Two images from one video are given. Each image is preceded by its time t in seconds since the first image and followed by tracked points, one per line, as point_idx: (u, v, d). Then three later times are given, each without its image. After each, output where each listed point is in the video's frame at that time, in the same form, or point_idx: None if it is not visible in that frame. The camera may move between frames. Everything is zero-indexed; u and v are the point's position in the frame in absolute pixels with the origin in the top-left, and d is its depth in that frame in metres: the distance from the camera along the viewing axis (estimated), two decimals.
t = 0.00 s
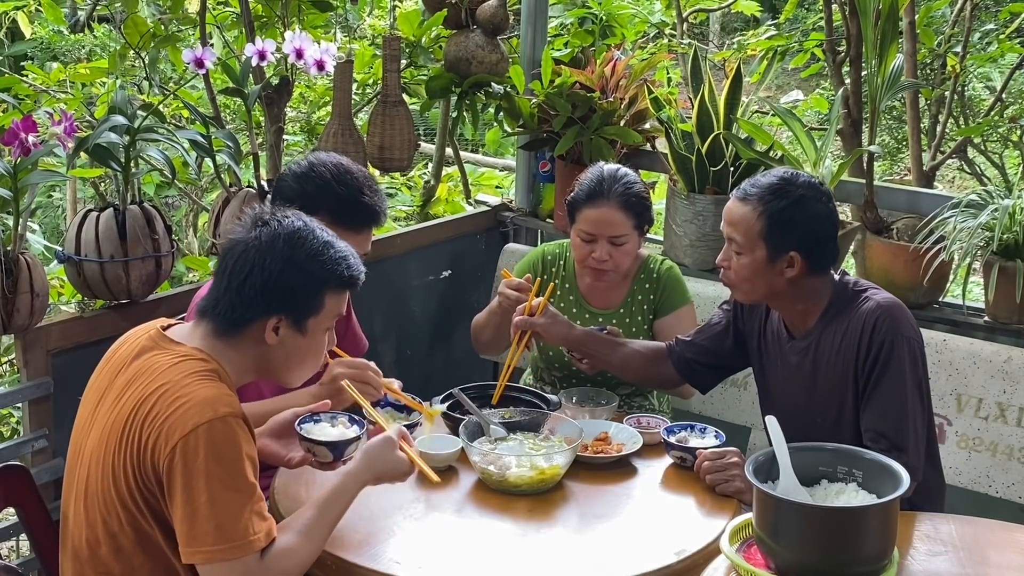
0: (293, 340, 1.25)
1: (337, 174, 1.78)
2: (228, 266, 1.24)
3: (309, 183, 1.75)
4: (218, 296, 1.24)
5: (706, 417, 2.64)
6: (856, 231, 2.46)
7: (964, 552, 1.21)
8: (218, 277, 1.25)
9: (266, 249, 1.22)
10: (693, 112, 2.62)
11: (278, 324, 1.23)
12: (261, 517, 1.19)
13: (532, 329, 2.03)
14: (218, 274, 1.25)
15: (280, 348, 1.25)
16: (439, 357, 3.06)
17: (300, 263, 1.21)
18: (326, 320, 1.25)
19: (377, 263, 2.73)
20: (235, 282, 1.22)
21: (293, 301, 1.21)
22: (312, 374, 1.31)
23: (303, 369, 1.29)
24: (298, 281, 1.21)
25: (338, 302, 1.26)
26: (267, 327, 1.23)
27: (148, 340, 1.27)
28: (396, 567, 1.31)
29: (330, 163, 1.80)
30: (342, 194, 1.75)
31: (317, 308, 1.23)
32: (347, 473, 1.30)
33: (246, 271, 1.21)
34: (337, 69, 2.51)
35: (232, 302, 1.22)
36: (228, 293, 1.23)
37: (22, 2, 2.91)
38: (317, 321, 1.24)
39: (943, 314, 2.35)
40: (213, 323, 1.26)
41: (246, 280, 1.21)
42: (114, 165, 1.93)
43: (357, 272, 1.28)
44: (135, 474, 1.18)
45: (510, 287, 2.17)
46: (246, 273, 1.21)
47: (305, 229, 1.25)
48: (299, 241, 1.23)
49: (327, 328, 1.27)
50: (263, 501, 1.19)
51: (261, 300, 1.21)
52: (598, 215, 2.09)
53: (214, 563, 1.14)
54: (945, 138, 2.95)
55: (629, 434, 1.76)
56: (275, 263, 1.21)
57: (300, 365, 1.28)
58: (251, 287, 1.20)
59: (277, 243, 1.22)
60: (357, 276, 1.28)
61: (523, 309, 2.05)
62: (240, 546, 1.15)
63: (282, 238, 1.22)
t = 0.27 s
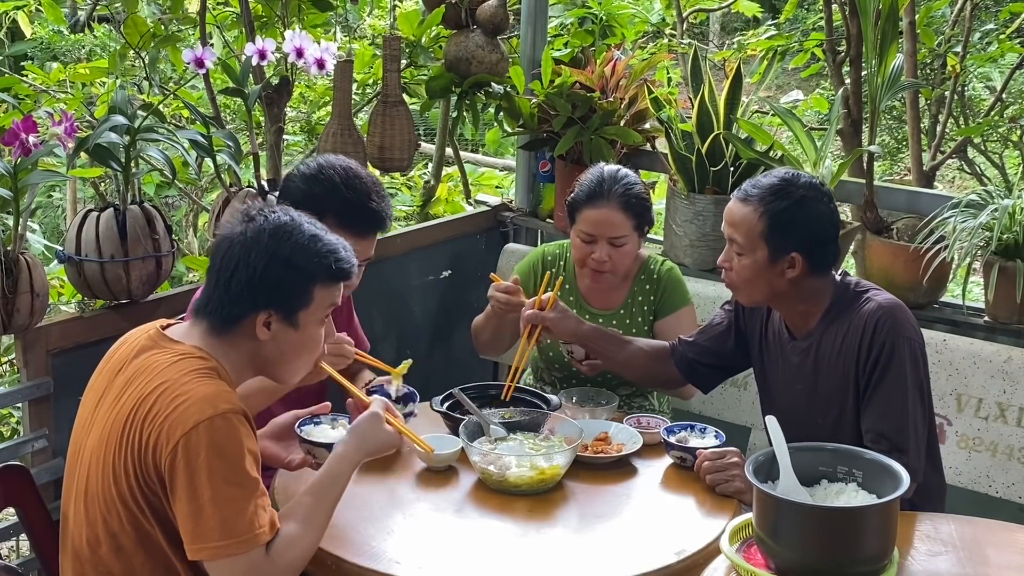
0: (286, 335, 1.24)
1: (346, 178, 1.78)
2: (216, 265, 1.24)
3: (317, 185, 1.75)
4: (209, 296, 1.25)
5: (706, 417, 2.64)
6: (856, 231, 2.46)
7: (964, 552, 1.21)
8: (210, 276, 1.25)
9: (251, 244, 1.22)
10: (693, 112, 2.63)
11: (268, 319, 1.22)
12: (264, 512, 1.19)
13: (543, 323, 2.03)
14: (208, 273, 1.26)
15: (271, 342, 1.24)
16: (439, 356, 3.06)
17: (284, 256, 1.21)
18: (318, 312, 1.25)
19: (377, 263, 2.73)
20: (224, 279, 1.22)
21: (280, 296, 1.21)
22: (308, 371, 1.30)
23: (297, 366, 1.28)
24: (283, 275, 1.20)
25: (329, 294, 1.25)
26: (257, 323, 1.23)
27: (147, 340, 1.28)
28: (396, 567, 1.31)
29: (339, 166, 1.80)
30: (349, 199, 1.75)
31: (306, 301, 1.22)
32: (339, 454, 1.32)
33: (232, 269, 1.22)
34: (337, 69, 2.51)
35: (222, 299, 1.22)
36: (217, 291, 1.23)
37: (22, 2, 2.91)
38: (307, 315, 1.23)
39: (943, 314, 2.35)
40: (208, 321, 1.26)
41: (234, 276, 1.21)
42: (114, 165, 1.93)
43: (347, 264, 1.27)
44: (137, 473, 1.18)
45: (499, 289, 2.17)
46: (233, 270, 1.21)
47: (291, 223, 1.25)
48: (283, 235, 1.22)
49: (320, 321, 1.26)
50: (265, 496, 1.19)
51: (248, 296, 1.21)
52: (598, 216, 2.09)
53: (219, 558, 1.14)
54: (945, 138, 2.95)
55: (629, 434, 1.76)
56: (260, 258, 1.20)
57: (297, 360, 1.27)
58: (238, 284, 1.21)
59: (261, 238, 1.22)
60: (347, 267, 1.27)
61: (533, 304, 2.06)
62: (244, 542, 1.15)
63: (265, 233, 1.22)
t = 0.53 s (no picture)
0: (264, 320, 1.24)
1: (349, 179, 1.78)
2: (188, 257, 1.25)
3: (320, 185, 1.75)
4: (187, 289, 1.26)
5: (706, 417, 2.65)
6: (856, 231, 2.46)
7: (964, 552, 1.21)
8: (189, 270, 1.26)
9: (216, 233, 1.22)
10: (693, 112, 2.63)
11: (243, 305, 1.22)
12: (261, 513, 1.19)
13: (540, 337, 2.02)
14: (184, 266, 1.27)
15: (253, 330, 1.24)
16: (439, 356, 3.06)
17: (246, 240, 1.20)
18: (292, 291, 1.23)
19: (376, 263, 2.73)
20: (199, 271, 1.22)
21: (251, 280, 1.20)
22: (298, 360, 1.30)
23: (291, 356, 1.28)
24: (249, 260, 1.20)
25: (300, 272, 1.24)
26: (234, 311, 1.23)
27: (149, 338, 1.28)
28: (396, 567, 1.31)
29: (343, 166, 1.80)
30: (352, 200, 1.74)
31: (277, 282, 1.21)
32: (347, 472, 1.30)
33: (200, 260, 1.22)
34: (337, 69, 2.51)
35: (200, 290, 1.23)
36: (191, 283, 1.24)
37: (22, 2, 2.91)
38: (280, 296, 1.22)
39: (943, 314, 2.35)
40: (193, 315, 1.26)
41: (207, 267, 1.21)
42: (114, 165, 1.93)
43: (316, 240, 1.25)
44: (137, 472, 1.18)
45: (493, 290, 2.16)
46: (204, 260, 1.22)
47: (253, 206, 1.24)
48: (245, 219, 1.22)
49: (298, 302, 1.24)
50: (263, 497, 1.19)
51: (219, 284, 1.21)
52: (597, 215, 2.09)
53: (214, 559, 1.14)
54: (945, 138, 2.95)
55: (630, 434, 1.76)
56: (223, 245, 1.20)
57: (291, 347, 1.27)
58: (207, 274, 1.21)
59: (223, 225, 1.22)
60: (318, 241, 1.26)
61: (529, 317, 2.03)
62: (239, 542, 1.15)
63: (227, 219, 1.22)
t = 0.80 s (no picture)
0: (235, 304, 1.23)
1: (340, 167, 1.78)
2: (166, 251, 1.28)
3: (311, 175, 1.76)
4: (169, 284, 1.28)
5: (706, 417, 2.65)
6: (856, 231, 2.46)
7: (964, 552, 1.21)
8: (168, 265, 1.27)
9: (184, 226, 1.23)
10: (693, 112, 2.63)
11: (215, 293, 1.22)
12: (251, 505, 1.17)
13: (546, 329, 2.01)
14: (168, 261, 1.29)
15: (229, 317, 1.24)
16: (439, 356, 3.06)
17: (205, 224, 1.21)
18: (258, 273, 1.22)
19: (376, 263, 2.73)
20: (176, 264, 1.23)
21: (218, 266, 1.20)
22: (281, 348, 1.29)
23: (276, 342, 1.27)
24: (214, 248, 1.20)
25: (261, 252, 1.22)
26: (207, 297, 1.23)
27: (144, 331, 1.28)
28: (396, 567, 1.31)
29: (334, 157, 1.81)
30: (345, 185, 1.74)
31: (241, 265, 1.21)
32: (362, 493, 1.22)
33: (172, 251, 1.24)
34: (337, 69, 2.51)
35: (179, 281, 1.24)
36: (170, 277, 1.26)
37: (23, 2, 2.91)
38: (248, 279, 1.21)
39: (943, 314, 2.35)
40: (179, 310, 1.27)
41: (182, 259, 1.22)
42: (114, 165, 1.93)
43: (278, 219, 1.24)
44: (129, 463, 1.18)
45: (500, 283, 2.14)
46: (178, 253, 1.23)
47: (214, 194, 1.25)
48: (204, 206, 1.23)
49: (265, 283, 1.23)
50: (253, 488, 1.18)
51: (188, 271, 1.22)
52: (596, 214, 2.08)
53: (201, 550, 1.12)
54: (945, 138, 2.95)
55: (630, 434, 1.76)
56: (186, 233, 1.22)
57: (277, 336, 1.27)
58: (177, 264, 1.23)
59: (187, 214, 1.24)
60: (281, 220, 1.24)
61: (536, 308, 2.03)
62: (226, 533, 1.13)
63: (190, 208, 1.24)
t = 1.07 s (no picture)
0: (213, 291, 1.23)
1: (340, 171, 1.78)
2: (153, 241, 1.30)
3: (312, 180, 1.76)
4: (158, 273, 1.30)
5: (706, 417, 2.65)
6: (856, 231, 2.46)
7: (964, 552, 1.21)
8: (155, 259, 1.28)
9: (164, 219, 1.24)
10: (693, 112, 2.63)
11: (194, 282, 1.23)
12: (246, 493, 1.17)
13: (550, 335, 2.00)
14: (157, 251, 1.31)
15: (206, 304, 1.24)
16: (439, 356, 3.06)
17: (182, 212, 1.22)
18: (232, 258, 1.21)
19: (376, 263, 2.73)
20: (161, 256, 1.24)
21: (196, 255, 1.21)
22: (264, 334, 1.29)
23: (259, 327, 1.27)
24: (191, 237, 1.21)
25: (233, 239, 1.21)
26: (187, 285, 1.24)
27: (137, 322, 1.29)
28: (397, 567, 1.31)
29: (333, 161, 1.81)
30: (343, 189, 1.74)
31: (215, 252, 1.21)
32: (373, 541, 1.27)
33: (155, 241, 1.26)
34: (337, 69, 2.51)
35: (165, 273, 1.25)
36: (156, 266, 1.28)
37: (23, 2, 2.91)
38: (223, 266, 1.21)
39: (943, 314, 2.35)
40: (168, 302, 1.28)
41: (166, 252, 1.23)
42: (114, 165, 1.93)
43: (253, 205, 1.23)
44: (125, 453, 1.18)
45: (512, 282, 2.14)
46: (160, 246, 1.24)
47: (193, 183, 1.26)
48: (182, 194, 1.24)
49: (241, 269, 1.22)
50: (247, 476, 1.18)
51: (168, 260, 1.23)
52: (595, 213, 2.08)
53: (196, 536, 1.13)
54: (945, 138, 2.95)
55: (630, 434, 1.76)
56: (166, 223, 1.23)
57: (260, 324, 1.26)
58: (159, 252, 1.25)
59: (166, 203, 1.25)
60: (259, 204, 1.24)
61: (540, 315, 2.01)
62: (221, 520, 1.13)
63: (169, 197, 1.25)
